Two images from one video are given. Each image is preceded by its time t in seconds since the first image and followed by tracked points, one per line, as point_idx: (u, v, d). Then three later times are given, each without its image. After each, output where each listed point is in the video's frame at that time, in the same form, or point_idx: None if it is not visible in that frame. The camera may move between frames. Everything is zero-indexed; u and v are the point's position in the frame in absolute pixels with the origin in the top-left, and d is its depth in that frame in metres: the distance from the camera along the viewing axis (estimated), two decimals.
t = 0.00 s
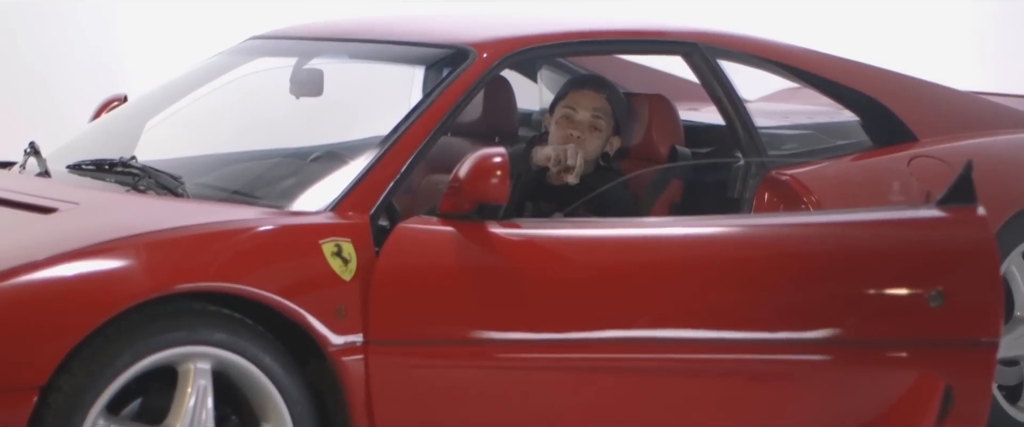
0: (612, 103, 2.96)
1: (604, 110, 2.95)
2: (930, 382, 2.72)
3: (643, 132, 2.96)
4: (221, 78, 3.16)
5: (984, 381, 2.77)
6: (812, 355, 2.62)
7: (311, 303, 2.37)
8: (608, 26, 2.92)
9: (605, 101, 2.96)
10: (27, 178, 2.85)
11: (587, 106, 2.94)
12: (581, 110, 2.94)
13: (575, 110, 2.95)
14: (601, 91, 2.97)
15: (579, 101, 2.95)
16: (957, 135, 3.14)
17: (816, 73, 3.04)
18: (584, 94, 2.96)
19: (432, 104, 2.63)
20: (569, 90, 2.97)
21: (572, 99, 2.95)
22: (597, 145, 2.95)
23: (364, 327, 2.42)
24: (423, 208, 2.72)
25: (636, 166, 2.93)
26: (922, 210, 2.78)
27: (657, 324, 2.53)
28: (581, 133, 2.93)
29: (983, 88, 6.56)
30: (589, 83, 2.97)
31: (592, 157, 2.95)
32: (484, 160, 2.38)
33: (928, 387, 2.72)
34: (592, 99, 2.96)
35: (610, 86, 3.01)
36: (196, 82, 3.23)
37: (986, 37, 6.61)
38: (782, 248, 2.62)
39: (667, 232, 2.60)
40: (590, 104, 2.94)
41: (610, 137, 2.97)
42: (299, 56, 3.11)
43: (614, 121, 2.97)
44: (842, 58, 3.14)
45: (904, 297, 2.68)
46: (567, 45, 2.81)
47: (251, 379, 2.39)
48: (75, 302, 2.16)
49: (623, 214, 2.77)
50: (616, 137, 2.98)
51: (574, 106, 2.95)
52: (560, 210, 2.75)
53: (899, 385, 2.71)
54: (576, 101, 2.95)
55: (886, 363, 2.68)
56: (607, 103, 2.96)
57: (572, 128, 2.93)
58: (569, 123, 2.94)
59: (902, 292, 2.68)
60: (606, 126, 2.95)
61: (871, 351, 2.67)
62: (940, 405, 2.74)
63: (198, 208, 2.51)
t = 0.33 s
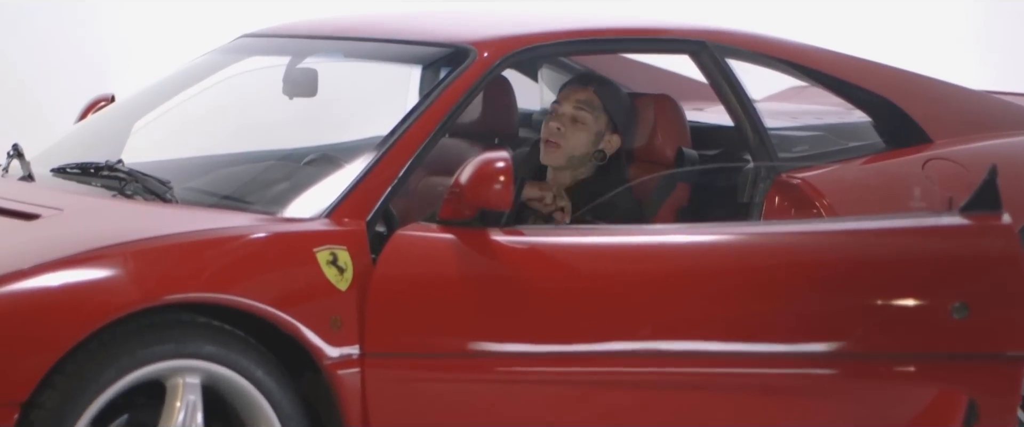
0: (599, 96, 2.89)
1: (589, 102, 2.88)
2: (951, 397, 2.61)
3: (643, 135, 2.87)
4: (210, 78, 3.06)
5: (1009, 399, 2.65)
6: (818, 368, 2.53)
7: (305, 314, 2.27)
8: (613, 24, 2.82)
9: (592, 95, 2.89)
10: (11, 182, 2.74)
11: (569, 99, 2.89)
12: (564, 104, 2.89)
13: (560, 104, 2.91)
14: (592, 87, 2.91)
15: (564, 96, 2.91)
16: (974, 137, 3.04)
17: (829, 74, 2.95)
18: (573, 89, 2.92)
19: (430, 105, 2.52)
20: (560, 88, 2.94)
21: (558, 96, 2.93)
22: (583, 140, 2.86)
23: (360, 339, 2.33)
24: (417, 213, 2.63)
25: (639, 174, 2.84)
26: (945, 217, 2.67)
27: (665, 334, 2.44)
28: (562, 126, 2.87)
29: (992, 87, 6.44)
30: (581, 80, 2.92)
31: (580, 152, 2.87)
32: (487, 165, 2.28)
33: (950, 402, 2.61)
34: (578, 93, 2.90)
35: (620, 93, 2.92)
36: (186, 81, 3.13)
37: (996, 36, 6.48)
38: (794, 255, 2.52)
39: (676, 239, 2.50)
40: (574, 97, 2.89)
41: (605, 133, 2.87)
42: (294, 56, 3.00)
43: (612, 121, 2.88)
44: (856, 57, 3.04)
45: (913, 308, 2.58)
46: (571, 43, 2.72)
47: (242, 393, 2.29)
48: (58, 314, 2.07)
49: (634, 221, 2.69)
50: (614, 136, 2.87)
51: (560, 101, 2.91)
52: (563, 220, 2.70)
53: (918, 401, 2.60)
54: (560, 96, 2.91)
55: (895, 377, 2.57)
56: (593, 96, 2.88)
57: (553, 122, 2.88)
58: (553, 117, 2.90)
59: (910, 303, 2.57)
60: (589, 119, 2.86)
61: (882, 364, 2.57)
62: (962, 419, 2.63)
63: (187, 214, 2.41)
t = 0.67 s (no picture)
0: (599, 98, 2.80)
1: (585, 102, 2.80)
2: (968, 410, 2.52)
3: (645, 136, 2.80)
4: (198, 74, 2.95)
5: None
6: (814, 382, 2.43)
7: (294, 324, 2.17)
8: (612, 20, 2.72)
9: (591, 94, 2.80)
10: None
11: (566, 98, 2.82)
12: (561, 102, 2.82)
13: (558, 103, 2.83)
14: (596, 87, 2.81)
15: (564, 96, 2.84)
16: (985, 136, 2.90)
17: (836, 71, 2.84)
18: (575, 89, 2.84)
19: (424, 104, 2.41)
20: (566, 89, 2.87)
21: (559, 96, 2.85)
22: (574, 139, 2.76)
23: (352, 351, 2.23)
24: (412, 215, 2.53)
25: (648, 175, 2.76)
26: (966, 223, 2.61)
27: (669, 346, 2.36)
28: (555, 123, 2.79)
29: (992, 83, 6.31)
30: (583, 79, 2.84)
31: (569, 151, 2.76)
32: (484, 168, 2.18)
33: (967, 416, 2.52)
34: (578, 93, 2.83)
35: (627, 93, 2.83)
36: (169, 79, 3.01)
37: (997, 31, 6.36)
38: (800, 262, 2.43)
39: (679, 245, 2.41)
40: (572, 97, 2.81)
41: (601, 136, 2.77)
42: (280, 52, 2.88)
43: (612, 124, 2.77)
44: (865, 54, 2.94)
45: (918, 319, 2.48)
46: (569, 40, 2.61)
47: (228, 408, 2.18)
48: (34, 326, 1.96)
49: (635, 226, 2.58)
50: (610, 140, 2.76)
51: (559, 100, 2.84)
52: (564, 224, 2.62)
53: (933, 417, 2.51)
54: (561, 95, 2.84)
55: (897, 392, 2.48)
56: (591, 97, 2.80)
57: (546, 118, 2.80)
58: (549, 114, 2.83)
59: (914, 314, 2.48)
60: (582, 118, 2.77)
61: (883, 378, 2.48)
62: None
63: (170, 219, 2.30)
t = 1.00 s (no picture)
0: (608, 106, 2.71)
1: (592, 109, 2.71)
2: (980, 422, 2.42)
3: (647, 139, 2.70)
4: (176, 71, 2.84)
5: None
6: (808, 396, 2.33)
7: (276, 334, 2.07)
8: (608, 15, 2.62)
9: (601, 101, 2.71)
10: None
11: (574, 101, 2.73)
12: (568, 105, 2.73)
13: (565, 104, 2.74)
14: (606, 93, 2.71)
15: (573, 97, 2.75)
16: (992, 135, 2.82)
17: (839, 68, 2.75)
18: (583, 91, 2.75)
19: (413, 102, 2.31)
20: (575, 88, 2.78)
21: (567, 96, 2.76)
22: (576, 147, 2.68)
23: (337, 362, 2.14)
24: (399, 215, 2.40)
25: (647, 178, 2.64)
26: (983, 231, 2.49)
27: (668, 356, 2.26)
28: (559, 126, 2.70)
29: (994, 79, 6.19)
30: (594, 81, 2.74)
31: (570, 158, 2.69)
32: (477, 172, 2.08)
33: None
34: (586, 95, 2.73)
35: (636, 98, 2.72)
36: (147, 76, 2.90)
37: (993, 28, 6.25)
38: (794, 275, 2.32)
39: (680, 251, 2.31)
40: (580, 100, 2.72)
41: (606, 145, 2.69)
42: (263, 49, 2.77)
43: (617, 132, 2.69)
44: (869, 51, 2.84)
45: (916, 329, 2.36)
46: (562, 36, 2.51)
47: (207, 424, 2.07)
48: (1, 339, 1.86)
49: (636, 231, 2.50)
50: (615, 150, 2.68)
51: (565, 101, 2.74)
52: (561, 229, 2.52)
53: None
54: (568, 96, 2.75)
55: (893, 407, 2.36)
56: (601, 104, 2.71)
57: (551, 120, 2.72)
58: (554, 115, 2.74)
59: (912, 324, 2.36)
60: (589, 125, 2.69)
61: (878, 392, 2.36)
62: None
63: (147, 224, 2.19)
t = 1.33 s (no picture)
0: (615, 113, 2.58)
1: (599, 117, 2.57)
2: None
3: (648, 142, 2.62)
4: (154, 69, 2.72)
5: None
6: (806, 413, 2.23)
7: (260, 347, 1.97)
8: (605, 11, 2.52)
9: (608, 109, 2.58)
10: None
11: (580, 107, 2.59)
12: (574, 110, 2.59)
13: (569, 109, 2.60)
14: (613, 100, 2.58)
15: (579, 101, 2.60)
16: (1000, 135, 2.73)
17: (843, 66, 2.65)
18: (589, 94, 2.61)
19: (405, 101, 2.20)
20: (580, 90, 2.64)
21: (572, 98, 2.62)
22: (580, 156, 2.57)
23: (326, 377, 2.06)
24: (388, 222, 2.34)
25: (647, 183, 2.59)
26: (1001, 238, 2.38)
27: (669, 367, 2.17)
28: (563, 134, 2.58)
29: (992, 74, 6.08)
30: (600, 85, 2.60)
31: (573, 167, 2.57)
32: (472, 178, 1.98)
33: None
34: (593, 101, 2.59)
35: (641, 103, 2.61)
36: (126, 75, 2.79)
37: (989, 23, 6.16)
38: (795, 284, 2.21)
39: (683, 259, 2.21)
40: (586, 105, 2.58)
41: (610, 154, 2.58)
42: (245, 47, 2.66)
43: (621, 140, 2.58)
44: (873, 48, 2.75)
45: (916, 341, 2.25)
46: (558, 33, 2.40)
47: None
48: None
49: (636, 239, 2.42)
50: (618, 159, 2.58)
51: (570, 105, 2.61)
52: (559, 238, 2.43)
53: None
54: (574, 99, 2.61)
55: None
56: (608, 112, 2.57)
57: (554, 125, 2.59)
58: (558, 119, 2.61)
59: (911, 336, 2.25)
60: (595, 135, 2.56)
61: (876, 407, 2.26)
62: None
63: (124, 230, 2.08)
